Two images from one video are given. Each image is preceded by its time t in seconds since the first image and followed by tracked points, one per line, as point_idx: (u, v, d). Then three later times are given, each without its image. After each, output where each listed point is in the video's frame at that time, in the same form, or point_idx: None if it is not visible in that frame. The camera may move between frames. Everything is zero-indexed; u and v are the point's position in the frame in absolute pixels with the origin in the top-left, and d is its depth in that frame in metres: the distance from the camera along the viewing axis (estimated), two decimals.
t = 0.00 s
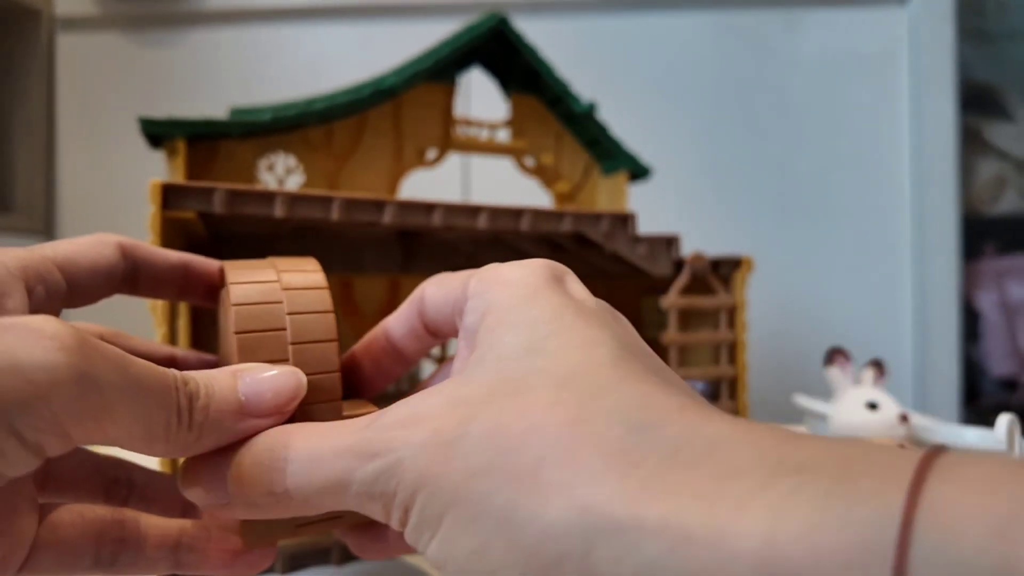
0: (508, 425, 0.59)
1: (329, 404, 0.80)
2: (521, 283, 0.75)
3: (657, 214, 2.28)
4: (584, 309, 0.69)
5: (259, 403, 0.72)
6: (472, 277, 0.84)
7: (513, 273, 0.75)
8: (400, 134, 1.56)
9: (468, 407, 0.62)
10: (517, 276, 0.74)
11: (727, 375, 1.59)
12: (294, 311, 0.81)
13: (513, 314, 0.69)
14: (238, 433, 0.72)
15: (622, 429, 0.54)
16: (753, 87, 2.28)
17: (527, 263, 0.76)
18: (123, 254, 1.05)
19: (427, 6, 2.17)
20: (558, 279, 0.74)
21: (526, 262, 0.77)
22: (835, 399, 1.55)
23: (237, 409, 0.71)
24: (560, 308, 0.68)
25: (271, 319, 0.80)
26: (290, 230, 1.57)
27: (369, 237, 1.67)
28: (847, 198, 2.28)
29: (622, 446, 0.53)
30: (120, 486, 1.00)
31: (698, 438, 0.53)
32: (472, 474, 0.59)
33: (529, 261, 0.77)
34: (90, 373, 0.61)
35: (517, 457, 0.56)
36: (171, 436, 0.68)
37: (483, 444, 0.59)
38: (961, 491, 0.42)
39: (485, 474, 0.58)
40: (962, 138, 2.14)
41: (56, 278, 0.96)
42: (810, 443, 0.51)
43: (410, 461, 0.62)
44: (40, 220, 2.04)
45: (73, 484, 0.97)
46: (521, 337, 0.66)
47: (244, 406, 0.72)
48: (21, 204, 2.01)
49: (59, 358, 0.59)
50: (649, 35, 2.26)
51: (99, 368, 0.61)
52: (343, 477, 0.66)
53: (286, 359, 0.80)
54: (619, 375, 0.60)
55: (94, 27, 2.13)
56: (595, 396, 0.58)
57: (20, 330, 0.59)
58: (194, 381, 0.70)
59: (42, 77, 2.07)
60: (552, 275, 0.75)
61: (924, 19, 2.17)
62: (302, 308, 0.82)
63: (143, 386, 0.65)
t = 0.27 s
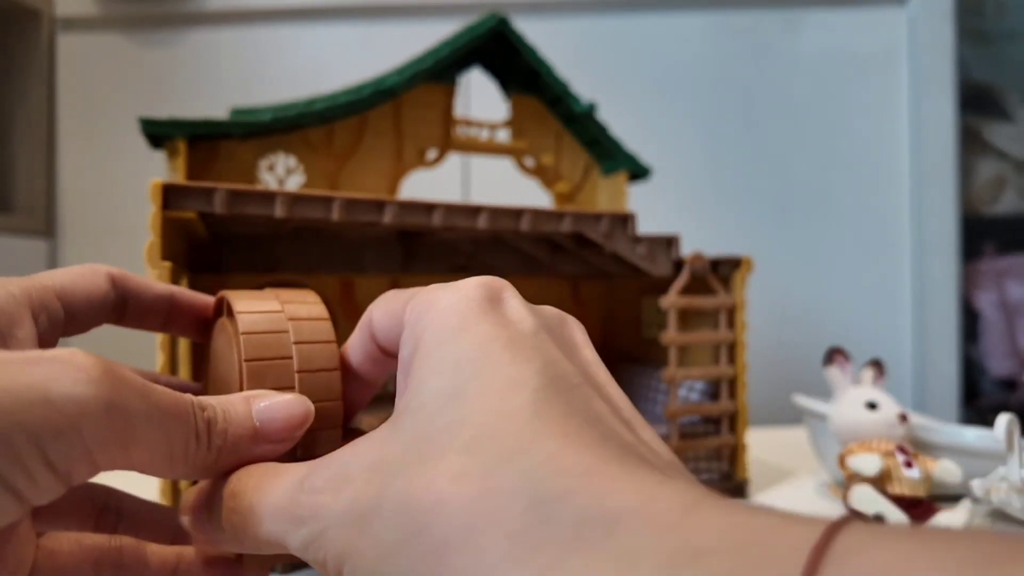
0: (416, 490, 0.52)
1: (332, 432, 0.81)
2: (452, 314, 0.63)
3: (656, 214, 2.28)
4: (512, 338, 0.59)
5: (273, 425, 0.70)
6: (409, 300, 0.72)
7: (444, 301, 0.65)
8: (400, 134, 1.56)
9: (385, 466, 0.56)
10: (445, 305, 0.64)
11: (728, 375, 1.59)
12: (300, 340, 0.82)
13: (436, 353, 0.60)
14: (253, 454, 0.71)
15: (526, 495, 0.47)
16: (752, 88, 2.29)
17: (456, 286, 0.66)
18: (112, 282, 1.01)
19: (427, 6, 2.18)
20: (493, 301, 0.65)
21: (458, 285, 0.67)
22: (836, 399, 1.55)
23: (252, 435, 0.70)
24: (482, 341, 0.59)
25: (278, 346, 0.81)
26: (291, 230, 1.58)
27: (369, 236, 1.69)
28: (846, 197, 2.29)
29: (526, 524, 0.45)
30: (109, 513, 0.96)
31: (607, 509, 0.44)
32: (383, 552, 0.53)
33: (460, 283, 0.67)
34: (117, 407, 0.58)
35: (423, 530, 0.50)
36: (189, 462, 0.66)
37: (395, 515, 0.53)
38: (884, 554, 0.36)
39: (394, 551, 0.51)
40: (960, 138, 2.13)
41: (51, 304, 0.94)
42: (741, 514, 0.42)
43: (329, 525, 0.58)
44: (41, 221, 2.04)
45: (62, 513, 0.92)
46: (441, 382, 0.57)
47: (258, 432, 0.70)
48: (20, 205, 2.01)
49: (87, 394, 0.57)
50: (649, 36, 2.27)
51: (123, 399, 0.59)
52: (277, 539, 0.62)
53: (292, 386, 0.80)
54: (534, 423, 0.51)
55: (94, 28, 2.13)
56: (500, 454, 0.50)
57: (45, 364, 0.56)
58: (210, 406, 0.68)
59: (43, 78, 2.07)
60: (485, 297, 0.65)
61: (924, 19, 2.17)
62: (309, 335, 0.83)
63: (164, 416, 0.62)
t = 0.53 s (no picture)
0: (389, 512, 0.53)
1: (317, 453, 0.81)
2: (432, 337, 0.61)
3: (656, 214, 2.27)
4: (489, 359, 0.58)
5: (253, 445, 0.69)
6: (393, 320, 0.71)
7: (424, 322, 0.63)
8: (400, 135, 1.56)
9: (362, 488, 0.56)
10: (425, 327, 0.62)
11: (727, 375, 1.59)
12: (287, 363, 0.83)
13: (413, 375, 0.58)
14: (230, 475, 0.69)
15: (485, 519, 0.47)
16: (752, 88, 2.29)
17: (438, 306, 0.65)
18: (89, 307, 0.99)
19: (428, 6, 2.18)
20: (474, 322, 0.63)
21: (439, 306, 0.65)
22: (836, 399, 1.55)
23: (228, 453, 0.68)
24: (458, 362, 0.57)
25: (265, 370, 0.82)
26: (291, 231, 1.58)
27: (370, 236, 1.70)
28: (847, 197, 2.29)
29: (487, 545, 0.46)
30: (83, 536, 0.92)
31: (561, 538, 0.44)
32: (361, 573, 0.54)
33: (443, 304, 0.65)
34: (79, 443, 0.57)
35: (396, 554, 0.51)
36: (162, 487, 0.64)
37: (373, 531, 0.53)
38: None
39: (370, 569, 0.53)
40: (960, 138, 2.13)
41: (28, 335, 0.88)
42: (695, 541, 0.42)
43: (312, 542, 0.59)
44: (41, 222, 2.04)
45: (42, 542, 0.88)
46: (415, 405, 0.56)
47: (235, 450, 0.68)
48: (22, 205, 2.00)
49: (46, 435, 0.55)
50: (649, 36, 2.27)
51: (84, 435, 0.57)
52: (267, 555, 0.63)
53: (278, 409, 0.81)
54: (503, 448, 0.50)
55: (94, 28, 2.13)
56: (466, 478, 0.49)
57: None
58: (184, 427, 0.66)
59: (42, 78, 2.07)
60: (466, 318, 0.63)
61: (923, 20, 2.18)
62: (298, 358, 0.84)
63: (129, 444, 0.60)
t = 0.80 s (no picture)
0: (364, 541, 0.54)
1: (290, 483, 0.84)
2: (399, 369, 0.61)
3: (655, 215, 2.27)
4: (456, 389, 0.58)
5: (189, 447, 0.63)
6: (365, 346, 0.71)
7: (395, 350, 0.63)
8: (400, 135, 1.56)
9: (353, 497, 0.56)
10: (393, 357, 0.63)
11: (727, 375, 1.59)
12: (259, 393, 0.86)
13: (383, 404, 0.59)
14: (169, 480, 0.64)
15: (450, 560, 0.49)
16: (752, 88, 2.29)
17: (406, 333, 0.65)
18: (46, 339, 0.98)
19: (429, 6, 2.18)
20: (441, 350, 0.63)
21: (408, 333, 0.65)
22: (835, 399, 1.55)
23: (165, 458, 0.63)
24: (424, 392, 0.58)
25: (235, 401, 0.84)
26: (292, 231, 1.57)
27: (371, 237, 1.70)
28: (847, 197, 2.29)
29: None
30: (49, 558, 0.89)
31: None
32: None
33: (411, 330, 0.65)
34: None
35: None
36: (88, 490, 0.60)
37: (355, 554, 0.55)
38: None
39: None
40: (960, 138, 2.13)
41: None
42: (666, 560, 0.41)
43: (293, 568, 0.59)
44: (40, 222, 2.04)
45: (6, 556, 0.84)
46: (384, 438, 0.57)
47: (172, 455, 0.63)
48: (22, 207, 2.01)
49: None
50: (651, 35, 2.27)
51: None
52: None
53: (249, 441, 0.82)
54: (469, 488, 0.51)
55: (94, 29, 2.13)
56: (433, 516, 0.51)
57: None
58: (114, 426, 0.62)
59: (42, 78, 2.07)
60: (434, 345, 0.63)
61: (923, 20, 2.18)
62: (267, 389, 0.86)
63: (34, 447, 0.57)
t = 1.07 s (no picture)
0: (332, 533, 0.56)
1: (279, 480, 0.92)
2: (377, 374, 0.63)
3: (654, 216, 2.28)
4: (428, 395, 0.59)
5: (195, 473, 0.71)
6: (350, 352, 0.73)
7: (373, 357, 0.65)
8: (400, 135, 1.57)
9: (342, 496, 0.57)
10: (372, 362, 0.64)
11: (726, 374, 1.59)
12: (253, 395, 0.94)
13: (358, 409, 0.61)
14: (171, 502, 0.70)
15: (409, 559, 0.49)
16: (751, 89, 2.30)
17: (387, 340, 0.67)
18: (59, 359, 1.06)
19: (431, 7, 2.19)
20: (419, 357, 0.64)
21: (389, 340, 0.67)
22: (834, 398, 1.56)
23: (173, 481, 0.70)
24: (398, 396, 0.60)
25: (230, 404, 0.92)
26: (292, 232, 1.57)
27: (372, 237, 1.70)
28: (846, 198, 2.30)
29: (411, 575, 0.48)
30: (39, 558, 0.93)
31: None
32: None
33: (391, 338, 0.67)
34: None
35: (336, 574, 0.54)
36: (100, 503, 0.67)
37: (337, 551, 0.55)
38: None
39: None
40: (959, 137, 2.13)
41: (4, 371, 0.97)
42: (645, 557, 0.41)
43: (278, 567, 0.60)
44: (42, 222, 2.05)
45: None
46: (356, 441, 0.58)
47: (181, 480, 0.70)
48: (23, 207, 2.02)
49: None
50: (651, 36, 2.27)
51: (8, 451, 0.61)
52: None
53: (241, 441, 0.91)
54: (432, 490, 0.52)
55: (96, 29, 2.14)
56: (395, 514, 0.52)
57: None
58: (129, 447, 0.69)
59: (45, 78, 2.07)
60: (412, 352, 0.64)
61: (922, 21, 2.18)
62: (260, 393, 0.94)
63: (56, 463, 0.63)
